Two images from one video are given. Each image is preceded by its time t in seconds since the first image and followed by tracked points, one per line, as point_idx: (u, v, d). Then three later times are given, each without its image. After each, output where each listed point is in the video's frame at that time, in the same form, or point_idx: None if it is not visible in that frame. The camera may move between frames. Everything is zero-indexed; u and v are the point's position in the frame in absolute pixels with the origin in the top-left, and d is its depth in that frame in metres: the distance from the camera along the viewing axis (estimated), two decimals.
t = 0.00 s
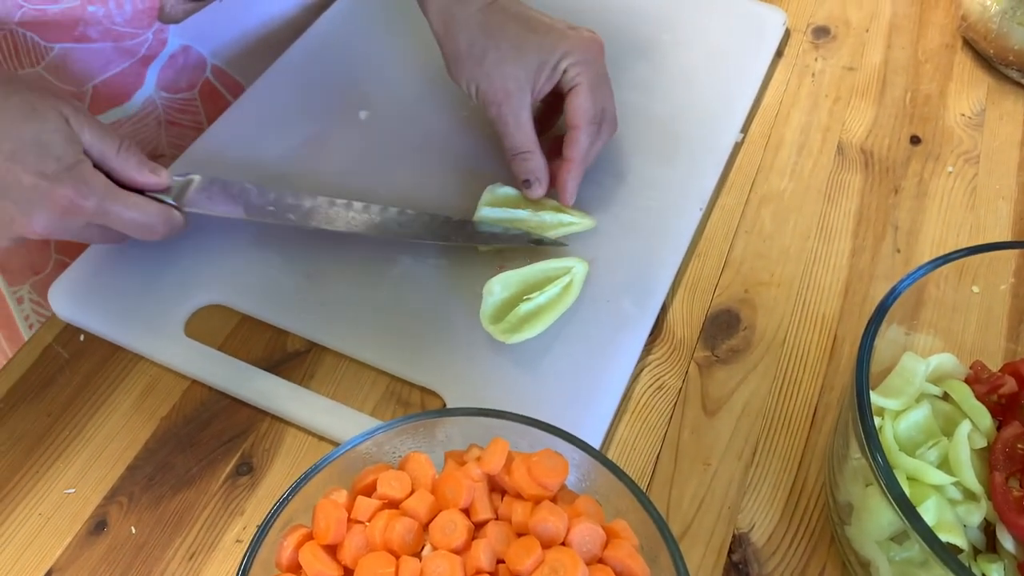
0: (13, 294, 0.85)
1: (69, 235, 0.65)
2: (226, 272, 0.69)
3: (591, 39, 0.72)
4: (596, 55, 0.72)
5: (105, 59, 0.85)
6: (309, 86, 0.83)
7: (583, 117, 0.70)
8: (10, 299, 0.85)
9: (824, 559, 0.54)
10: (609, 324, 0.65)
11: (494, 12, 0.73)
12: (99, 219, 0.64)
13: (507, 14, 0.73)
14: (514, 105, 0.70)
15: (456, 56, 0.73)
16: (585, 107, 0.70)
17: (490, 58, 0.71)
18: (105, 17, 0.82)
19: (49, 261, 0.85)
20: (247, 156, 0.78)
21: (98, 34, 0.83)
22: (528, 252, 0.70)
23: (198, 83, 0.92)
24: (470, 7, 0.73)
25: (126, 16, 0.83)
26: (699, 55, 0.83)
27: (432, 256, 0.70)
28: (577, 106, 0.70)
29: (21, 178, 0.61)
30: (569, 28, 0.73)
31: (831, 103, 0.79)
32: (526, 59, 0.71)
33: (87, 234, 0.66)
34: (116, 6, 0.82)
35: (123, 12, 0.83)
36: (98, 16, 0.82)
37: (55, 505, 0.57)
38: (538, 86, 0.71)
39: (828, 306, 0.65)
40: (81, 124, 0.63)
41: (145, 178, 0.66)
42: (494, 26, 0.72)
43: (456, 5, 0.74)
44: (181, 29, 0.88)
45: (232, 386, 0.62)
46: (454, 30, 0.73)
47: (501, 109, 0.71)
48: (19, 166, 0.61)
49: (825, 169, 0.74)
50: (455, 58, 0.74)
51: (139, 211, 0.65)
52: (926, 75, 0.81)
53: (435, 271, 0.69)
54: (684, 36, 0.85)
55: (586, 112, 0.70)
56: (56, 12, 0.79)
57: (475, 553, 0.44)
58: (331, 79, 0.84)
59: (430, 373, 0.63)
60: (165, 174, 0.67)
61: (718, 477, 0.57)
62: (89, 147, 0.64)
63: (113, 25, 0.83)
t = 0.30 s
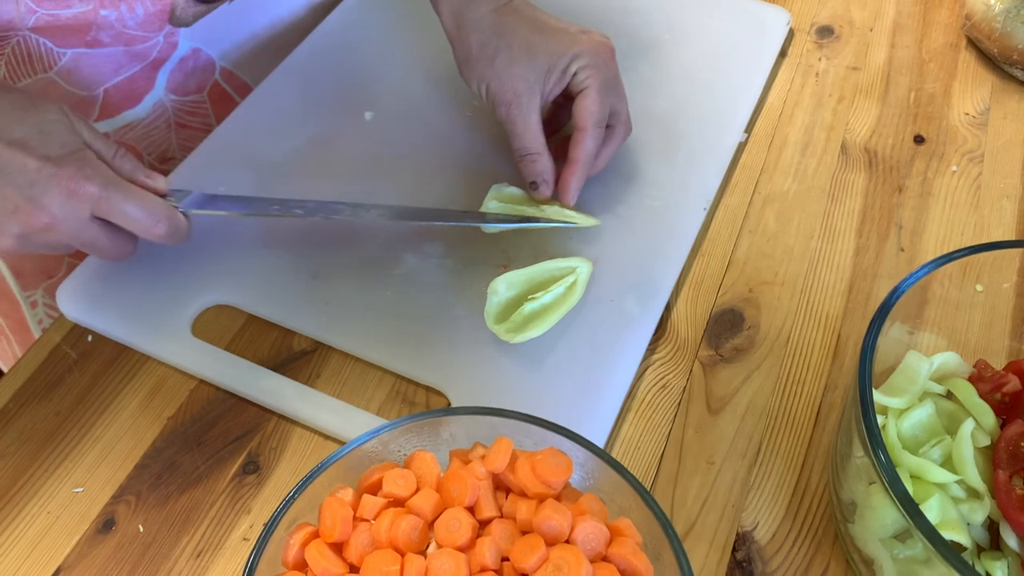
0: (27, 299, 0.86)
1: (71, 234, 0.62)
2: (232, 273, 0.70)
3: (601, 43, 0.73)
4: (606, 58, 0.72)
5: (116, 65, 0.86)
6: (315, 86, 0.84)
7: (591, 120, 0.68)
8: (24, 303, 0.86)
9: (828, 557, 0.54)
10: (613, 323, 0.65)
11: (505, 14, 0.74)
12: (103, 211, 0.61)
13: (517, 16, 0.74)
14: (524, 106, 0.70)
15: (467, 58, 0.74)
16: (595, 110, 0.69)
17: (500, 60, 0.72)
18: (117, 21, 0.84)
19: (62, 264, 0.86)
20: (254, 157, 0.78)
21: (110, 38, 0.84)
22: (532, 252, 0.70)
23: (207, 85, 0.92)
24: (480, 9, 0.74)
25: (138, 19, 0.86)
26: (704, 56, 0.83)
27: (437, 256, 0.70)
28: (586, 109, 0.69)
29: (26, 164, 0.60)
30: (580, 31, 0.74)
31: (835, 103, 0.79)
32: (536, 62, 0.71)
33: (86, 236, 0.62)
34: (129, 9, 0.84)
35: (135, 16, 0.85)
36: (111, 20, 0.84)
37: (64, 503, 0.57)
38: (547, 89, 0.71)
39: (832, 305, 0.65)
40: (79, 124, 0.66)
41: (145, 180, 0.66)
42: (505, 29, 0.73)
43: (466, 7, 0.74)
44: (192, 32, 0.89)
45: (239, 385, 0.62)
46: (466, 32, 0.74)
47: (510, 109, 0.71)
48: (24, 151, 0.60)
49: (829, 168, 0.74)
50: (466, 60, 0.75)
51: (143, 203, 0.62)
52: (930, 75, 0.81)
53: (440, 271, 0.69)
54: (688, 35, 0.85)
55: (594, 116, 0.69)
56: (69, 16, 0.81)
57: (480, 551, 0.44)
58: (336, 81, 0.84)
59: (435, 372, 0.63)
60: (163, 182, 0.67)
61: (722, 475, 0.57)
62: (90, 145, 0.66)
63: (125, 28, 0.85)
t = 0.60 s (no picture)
0: (30, 302, 0.87)
1: (96, 192, 0.63)
2: (234, 272, 0.70)
3: (599, 46, 0.73)
4: (602, 61, 0.72)
5: (119, 66, 0.86)
6: (315, 87, 0.84)
7: (587, 125, 0.69)
8: (26, 306, 0.87)
9: (824, 555, 0.55)
10: (611, 323, 0.66)
11: (502, 19, 0.75)
12: (128, 172, 0.63)
13: (514, 21, 0.75)
14: (520, 110, 0.71)
15: (465, 63, 0.75)
16: (591, 115, 0.69)
17: (497, 64, 0.73)
18: (116, 24, 0.83)
19: (64, 266, 0.87)
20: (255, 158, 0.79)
21: (110, 41, 0.84)
22: (531, 252, 0.70)
23: (206, 87, 0.93)
24: (479, 14, 0.75)
25: (138, 22, 0.84)
26: (702, 57, 0.83)
27: (436, 256, 0.71)
28: (583, 113, 0.69)
29: (56, 122, 0.62)
30: (578, 35, 0.74)
31: (833, 103, 0.80)
32: (533, 66, 0.71)
33: (111, 196, 0.64)
34: (128, 13, 0.82)
35: (134, 19, 0.83)
36: (110, 23, 0.82)
37: (66, 500, 0.57)
38: (544, 93, 0.72)
39: (829, 304, 0.66)
40: (111, 83, 0.67)
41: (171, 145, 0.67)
42: (502, 33, 0.73)
43: (464, 12, 0.76)
44: (191, 34, 0.89)
45: (239, 384, 0.62)
46: (464, 37, 0.75)
47: (507, 113, 0.72)
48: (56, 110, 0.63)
49: (827, 168, 0.75)
50: (464, 66, 0.76)
51: (168, 167, 0.63)
52: (928, 75, 0.81)
53: (439, 270, 0.70)
54: (687, 37, 0.85)
55: (591, 121, 0.69)
56: (68, 20, 0.80)
57: (477, 547, 0.45)
58: (337, 82, 0.84)
59: (434, 371, 0.64)
60: (189, 149, 0.67)
61: (719, 473, 0.58)
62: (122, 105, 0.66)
63: (125, 32, 0.84)
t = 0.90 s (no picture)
0: (25, 300, 0.87)
1: (102, 188, 0.65)
2: (232, 269, 0.71)
3: (590, 47, 0.74)
4: (593, 61, 0.73)
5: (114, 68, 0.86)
6: (313, 88, 0.85)
7: (578, 124, 0.70)
8: (22, 304, 0.87)
9: (813, 550, 0.55)
10: (604, 321, 0.67)
11: (495, 21, 0.76)
12: (133, 169, 0.64)
13: (506, 23, 0.76)
14: (513, 111, 0.72)
15: (458, 65, 0.76)
16: (583, 114, 0.70)
17: (489, 66, 0.74)
18: (111, 26, 0.83)
19: (59, 267, 0.87)
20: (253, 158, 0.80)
21: (104, 43, 0.84)
22: (525, 251, 0.71)
23: (201, 89, 0.94)
24: (470, 18, 0.76)
25: (132, 24, 0.84)
26: (696, 59, 0.84)
27: (431, 255, 0.71)
28: (574, 113, 0.70)
29: (64, 119, 0.63)
30: (569, 36, 0.74)
31: (826, 104, 0.80)
32: (524, 67, 0.72)
33: (116, 191, 0.65)
34: (122, 15, 0.83)
35: (129, 21, 0.84)
36: (105, 25, 0.83)
37: (65, 494, 0.58)
38: (536, 94, 0.73)
39: (820, 303, 0.66)
40: (120, 81, 0.68)
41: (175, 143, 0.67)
42: (494, 36, 0.74)
43: (456, 15, 0.77)
44: (185, 37, 0.89)
45: (236, 380, 0.63)
46: (456, 41, 0.76)
47: (499, 114, 0.72)
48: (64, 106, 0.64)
49: (819, 169, 0.75)
50: (457, 68, 0.77)
51: (173, 164, 0.64)
52: (921, 77, 0.82)
53: (435, 269, 0.70)
54: (681, 38, 0.86)
55: (583, 121, 0.70)
56: (63, 21, 0.80)
57: (469, 540, 0.45)
58: (333, 83, 0.85)
59: (429, 368, 0.65)
60: (193, 146, 0.68)
61: (710, 470, 0.58)
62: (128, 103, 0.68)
63: (119, 35, 0.84)
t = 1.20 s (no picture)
0: (30, 299, 0.88)
1: (128, 211, 0.66)
2: (233, 268, 0.72)
3: (589, 50, 0.75)
4: (592, 64, 0.74)
5: (117, 68, 0.88)
6: (314, 89, 0.86)
7: (577, 126, 0.71)
8: (27, 302, 0.88)
9: (805, 544, 0.56)
10: (600, 319, 0.67)
11: (494, 23, 0.77)
12: (159, 191, 0.66)
13: (506, 25, 0.77)
14: (512, 112, 0.73)
15: (457, 66, 0.77)
16: (581, 116, 0.71)
17: (488, 67, 0.74)
18: (115, 26, 0.85)
19: (65, 264, 0.88)
20: (254, 158, 0.81)
21: (109, 43, 0.85)
22: (522, 250, 0.72)
23: (204, 88, 0.95)
24: (470, 18, 0.77)
25: (136, 25, 0.85)
26: (692, 61, 0.85)
27: (430, 254, 0.72)
28: (573, 115, 0.71)
29: (92, 142, 0.64)
30: (568, 39, 0.75)
31: (820, 106, 0.81)
32: (524, 69, 0.73)
33: (142, 213, 0.67)
34: (126, 16, 0.84)
35: (133, 22, 0.85)
36: (109, 26, 0.84)
37: (68, 489, 0.59)
38: (534, 96, 0.74)
39: (814, 301, 0.67)
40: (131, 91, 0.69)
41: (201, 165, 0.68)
42: (493, 38, 0.75)
43: (456, 16, 0.78)
44: (188, 37, 0.90)
45: (238, 378, 0.64)
46: (456, 41, 0.77)
47: (498, 116, 0.73)
48: (91, 130, 0.65)
49: (813, 169, 0.76)
50: (456, 69, 0.78)
51: (198, 187, 0.66)
52: (914, 79, 0.83)
53: (433, 268, 0.71)
54: (678, 40, 0.87)
55: (581, 122, 0.71)
56: (68, 23, 0.82)
57: (467, 533, 0.46)
58: (333, 85, 0.86)
59: (428, 365, 0.65)
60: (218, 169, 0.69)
61: (704, 465, 0.59)
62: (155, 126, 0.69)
63: (123, 35, 0.86)
